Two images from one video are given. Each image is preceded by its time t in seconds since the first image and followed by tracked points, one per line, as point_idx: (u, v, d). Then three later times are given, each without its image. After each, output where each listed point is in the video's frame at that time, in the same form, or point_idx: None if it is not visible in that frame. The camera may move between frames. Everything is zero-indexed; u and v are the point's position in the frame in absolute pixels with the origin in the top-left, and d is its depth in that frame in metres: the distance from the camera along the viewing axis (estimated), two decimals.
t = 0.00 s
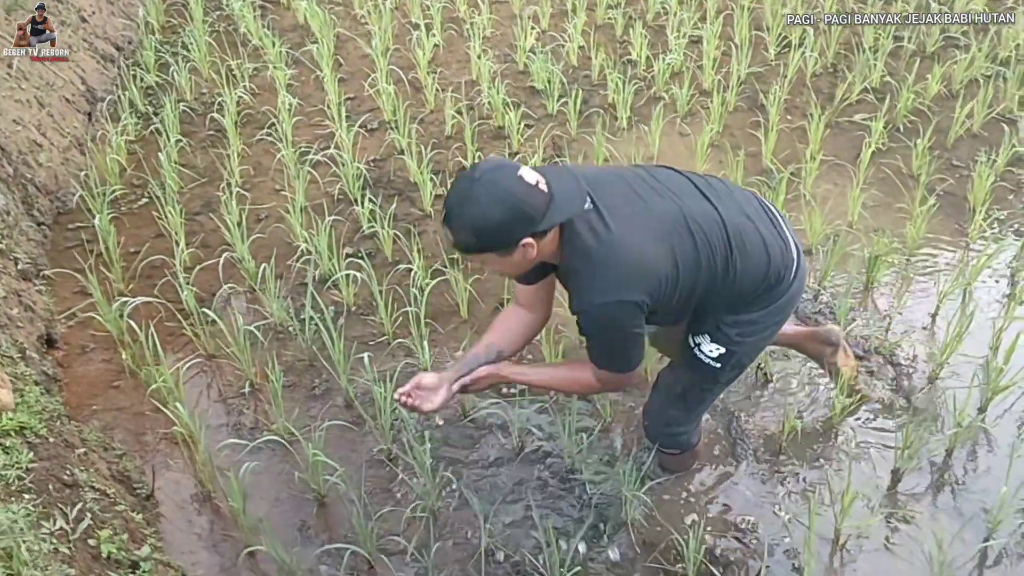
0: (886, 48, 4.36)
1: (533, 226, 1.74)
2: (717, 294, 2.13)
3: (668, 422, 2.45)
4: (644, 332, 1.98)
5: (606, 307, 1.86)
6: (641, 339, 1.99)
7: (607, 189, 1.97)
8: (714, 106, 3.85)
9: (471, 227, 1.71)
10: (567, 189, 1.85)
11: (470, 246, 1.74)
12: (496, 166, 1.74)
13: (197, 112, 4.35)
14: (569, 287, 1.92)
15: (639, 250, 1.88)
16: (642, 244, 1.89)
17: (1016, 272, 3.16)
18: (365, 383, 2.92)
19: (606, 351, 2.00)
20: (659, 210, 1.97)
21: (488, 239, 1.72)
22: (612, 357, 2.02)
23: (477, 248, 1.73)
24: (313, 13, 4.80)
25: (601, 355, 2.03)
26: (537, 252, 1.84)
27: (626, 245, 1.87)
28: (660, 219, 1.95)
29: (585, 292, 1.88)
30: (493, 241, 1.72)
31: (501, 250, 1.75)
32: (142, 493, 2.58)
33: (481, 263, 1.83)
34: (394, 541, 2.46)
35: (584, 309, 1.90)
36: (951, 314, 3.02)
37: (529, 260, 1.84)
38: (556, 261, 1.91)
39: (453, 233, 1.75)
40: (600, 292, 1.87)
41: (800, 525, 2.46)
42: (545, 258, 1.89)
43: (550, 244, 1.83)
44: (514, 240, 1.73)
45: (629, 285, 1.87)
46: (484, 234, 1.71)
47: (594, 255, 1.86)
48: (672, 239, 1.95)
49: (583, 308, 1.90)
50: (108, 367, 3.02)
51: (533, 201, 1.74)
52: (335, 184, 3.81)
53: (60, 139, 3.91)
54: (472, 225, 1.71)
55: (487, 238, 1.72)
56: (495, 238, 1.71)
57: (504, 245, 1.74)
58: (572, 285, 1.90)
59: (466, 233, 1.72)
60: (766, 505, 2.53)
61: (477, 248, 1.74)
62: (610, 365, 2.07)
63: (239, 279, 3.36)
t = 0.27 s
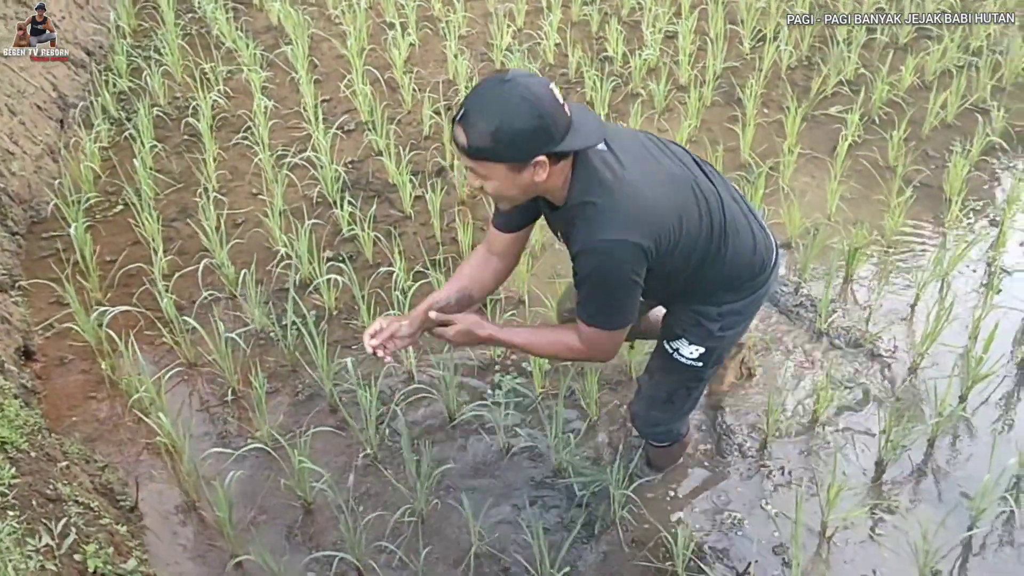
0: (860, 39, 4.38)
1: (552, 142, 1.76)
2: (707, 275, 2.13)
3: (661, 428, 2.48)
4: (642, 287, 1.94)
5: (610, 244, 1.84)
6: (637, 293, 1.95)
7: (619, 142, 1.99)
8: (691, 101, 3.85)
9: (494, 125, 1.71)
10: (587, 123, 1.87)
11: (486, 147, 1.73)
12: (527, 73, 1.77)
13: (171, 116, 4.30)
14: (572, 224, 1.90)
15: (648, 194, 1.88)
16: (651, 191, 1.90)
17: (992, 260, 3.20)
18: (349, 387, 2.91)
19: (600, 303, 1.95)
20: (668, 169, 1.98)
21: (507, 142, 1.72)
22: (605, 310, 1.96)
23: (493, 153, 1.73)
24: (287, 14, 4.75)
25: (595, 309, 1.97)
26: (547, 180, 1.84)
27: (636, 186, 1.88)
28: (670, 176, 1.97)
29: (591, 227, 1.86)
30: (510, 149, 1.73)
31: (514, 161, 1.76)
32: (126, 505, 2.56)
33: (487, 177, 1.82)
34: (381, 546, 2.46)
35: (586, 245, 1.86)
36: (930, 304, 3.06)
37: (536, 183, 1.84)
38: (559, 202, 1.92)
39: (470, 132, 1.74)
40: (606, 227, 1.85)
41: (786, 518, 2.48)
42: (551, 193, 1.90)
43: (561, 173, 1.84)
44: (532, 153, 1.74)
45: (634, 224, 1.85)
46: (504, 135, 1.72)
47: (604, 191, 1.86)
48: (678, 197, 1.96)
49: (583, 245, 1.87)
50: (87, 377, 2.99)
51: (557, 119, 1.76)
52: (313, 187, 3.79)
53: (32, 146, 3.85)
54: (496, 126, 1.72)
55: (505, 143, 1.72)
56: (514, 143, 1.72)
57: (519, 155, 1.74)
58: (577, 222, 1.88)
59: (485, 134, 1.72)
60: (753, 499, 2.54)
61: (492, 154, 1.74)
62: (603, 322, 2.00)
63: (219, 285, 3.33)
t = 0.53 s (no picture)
0: (835, 35, 4.41)
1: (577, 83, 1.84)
2: (694, 258, 2.15)
3: (658, 426, 2.48)
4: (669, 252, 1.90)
5: (633, 199, 1.82)
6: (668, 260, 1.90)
7: (617, 112, 2.03)
8: (670, 99, 3.86)
9: (529, 59, 1.77)
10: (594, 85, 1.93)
11: (520, 83, 1.77)
12: (545, 20, 1.88)
13: (146, 123, 4.25)
14: (590, 184, 1.89)
15: (657, 156, 1.91)
16: (660, 153, 1.92)
17: (970, 254, 3.24)
18: (334, 394, 2.89)
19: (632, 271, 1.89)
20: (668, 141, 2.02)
21: (539, 78, 1.78)
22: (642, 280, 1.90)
23: (529, 87, 1.77)
24: (261, 18, 4.71)
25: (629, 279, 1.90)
26: (564, 134, 1.88)
27: (644, 147, 1.91)
28: (671, 147, 1.99)
29: (610, 184, 1.85)
30: (544, 85, 1.79)
31: (545, 100, 1.81)
32: (110, 520, 2.53)
33: (515, 125, 1.84)
34: (370, 555, 2.45)
35: (610, 204, 1.84)
36: (910, 299, 3.10)
37: (555, 136, 1.87)
38: (566, 165, 1.96)
39: (503, 70, 1.78)
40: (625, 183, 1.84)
41: (773, 516, 2.51)
42: (562, 154, 1.93)
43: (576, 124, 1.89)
44: (564, 93, 1.82)
45: (651, 181, 1.86)
46: (536, 70, 1.77)
47: (614, 150, 1.88)
48: (682, 166, 1.98)
49: (608, 203, 1.84)
50: (67, 391, 2.95)
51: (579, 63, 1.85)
52: (293, 193, 3.76)
53: (5, 156, 3.79)
54: (526, 62, 1.77)
55: (541, 75, 1.78)
56: (546, 78, 1.78)
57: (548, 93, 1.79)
58: (594, 181, 1.88)
59: (519, 69, 1.77)
60: (740, 498, 2.56)
61: (528, 93, 1.78)
62: (639, 297, 1.93)
63: (200, 294, 3.30)
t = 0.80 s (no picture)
0: (815, 33, 4.43)
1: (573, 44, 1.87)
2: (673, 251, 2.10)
3: (633, 424, 2.50)
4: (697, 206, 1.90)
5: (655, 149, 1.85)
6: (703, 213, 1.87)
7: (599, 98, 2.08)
8: (652, 100, 3.86)
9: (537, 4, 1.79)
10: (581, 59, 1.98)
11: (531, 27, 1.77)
12: None
13: (126, 128, 4.21)
14: (604, 142, 1.87)
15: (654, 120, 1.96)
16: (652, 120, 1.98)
17: (951, 251, 3.28)
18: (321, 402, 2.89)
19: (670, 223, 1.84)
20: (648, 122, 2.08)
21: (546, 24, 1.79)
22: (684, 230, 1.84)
23: (544, 29, 1.78)
24: (241, 21, 4.68)
25: (667, 232, 1.84)
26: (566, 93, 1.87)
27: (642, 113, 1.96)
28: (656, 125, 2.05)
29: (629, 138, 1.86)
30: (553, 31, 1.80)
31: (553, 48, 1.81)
32: (97, 532, 2.51)
33: (529, 74, 1.80)
34: (360, 562, 2.45)
35: (637, 154, 1.84)
36: (892, 297, 3.14)
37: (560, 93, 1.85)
38: (564, 131, 1.91)
39: (510, 15, 1.78)
40: (641, 138, 1.87)
41: (760, 516, 2.53)
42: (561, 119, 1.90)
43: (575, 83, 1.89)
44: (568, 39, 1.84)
45: (660, 137, 1.90)
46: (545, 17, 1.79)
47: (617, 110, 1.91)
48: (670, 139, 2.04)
49: (633, 154, 1.84)
50: (50, 402, 2.93)
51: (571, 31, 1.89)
52: (276, 198, 3.75)
53: None
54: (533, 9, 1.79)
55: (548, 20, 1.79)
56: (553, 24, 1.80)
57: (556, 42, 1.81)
58: (609, 138, 1.87)
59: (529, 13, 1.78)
60: (727, 499, 2.59)
61: (542, 35, 1.78)
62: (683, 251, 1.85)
63: (184, 302, 3.29)
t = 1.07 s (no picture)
0: (801, 35, 4.45)
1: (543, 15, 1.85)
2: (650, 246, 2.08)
3: (623, 430, 2.49)
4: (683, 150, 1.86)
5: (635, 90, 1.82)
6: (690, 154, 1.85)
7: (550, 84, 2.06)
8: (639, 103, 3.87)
9: None
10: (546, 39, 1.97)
11: None
12: None
13: (113, 134, 4.20)
14: (584, 92, 1.83)
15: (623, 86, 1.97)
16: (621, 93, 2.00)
17: (937, 251, 3.31)
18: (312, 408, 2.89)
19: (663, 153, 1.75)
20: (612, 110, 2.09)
21: None
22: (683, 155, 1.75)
23: None
24: (228, 26, 4.67)
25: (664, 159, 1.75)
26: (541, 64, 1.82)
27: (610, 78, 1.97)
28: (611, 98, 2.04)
29: (608, 85, 1.83)
30: None
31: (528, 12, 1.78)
32: (88, 542, 2.50)
33: (507, 37, 1.76)
34: (353, 568, 2.45)
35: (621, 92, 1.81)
36: (880, 297, 3.17)
37: (536, 61, 1.80)
38: (540, 103, 1.83)
39: None
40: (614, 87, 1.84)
41: (750, 518, 2.54)
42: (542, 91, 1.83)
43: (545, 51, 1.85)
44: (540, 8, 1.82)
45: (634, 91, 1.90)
46: None
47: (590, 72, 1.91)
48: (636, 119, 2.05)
49: (617, 93, 1.81)
50: (40, 411, 2.92)
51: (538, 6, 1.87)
52: (265, 204, 3.74)
53: None
54: None
55: None
56: None
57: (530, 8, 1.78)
58: (589, 87, 1.83)
59: None
60: (718, 501, 2.60)
61: None
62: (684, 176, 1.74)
63: (173, 309, 3.28)
